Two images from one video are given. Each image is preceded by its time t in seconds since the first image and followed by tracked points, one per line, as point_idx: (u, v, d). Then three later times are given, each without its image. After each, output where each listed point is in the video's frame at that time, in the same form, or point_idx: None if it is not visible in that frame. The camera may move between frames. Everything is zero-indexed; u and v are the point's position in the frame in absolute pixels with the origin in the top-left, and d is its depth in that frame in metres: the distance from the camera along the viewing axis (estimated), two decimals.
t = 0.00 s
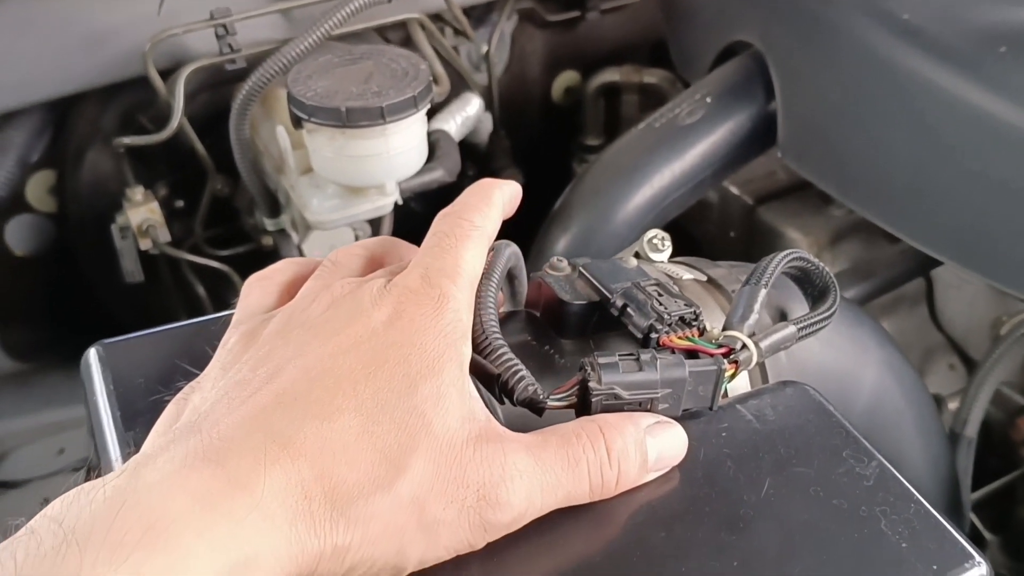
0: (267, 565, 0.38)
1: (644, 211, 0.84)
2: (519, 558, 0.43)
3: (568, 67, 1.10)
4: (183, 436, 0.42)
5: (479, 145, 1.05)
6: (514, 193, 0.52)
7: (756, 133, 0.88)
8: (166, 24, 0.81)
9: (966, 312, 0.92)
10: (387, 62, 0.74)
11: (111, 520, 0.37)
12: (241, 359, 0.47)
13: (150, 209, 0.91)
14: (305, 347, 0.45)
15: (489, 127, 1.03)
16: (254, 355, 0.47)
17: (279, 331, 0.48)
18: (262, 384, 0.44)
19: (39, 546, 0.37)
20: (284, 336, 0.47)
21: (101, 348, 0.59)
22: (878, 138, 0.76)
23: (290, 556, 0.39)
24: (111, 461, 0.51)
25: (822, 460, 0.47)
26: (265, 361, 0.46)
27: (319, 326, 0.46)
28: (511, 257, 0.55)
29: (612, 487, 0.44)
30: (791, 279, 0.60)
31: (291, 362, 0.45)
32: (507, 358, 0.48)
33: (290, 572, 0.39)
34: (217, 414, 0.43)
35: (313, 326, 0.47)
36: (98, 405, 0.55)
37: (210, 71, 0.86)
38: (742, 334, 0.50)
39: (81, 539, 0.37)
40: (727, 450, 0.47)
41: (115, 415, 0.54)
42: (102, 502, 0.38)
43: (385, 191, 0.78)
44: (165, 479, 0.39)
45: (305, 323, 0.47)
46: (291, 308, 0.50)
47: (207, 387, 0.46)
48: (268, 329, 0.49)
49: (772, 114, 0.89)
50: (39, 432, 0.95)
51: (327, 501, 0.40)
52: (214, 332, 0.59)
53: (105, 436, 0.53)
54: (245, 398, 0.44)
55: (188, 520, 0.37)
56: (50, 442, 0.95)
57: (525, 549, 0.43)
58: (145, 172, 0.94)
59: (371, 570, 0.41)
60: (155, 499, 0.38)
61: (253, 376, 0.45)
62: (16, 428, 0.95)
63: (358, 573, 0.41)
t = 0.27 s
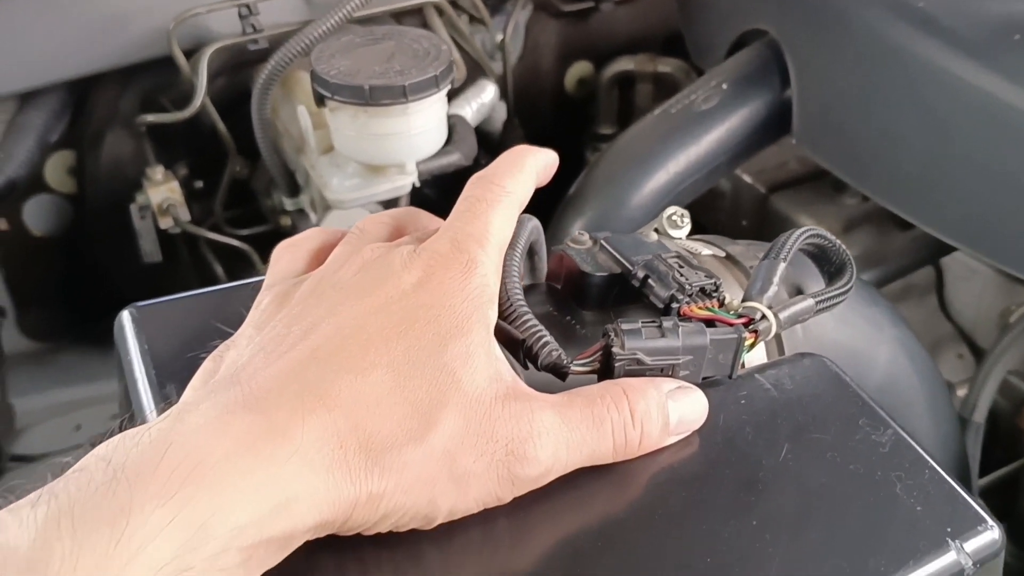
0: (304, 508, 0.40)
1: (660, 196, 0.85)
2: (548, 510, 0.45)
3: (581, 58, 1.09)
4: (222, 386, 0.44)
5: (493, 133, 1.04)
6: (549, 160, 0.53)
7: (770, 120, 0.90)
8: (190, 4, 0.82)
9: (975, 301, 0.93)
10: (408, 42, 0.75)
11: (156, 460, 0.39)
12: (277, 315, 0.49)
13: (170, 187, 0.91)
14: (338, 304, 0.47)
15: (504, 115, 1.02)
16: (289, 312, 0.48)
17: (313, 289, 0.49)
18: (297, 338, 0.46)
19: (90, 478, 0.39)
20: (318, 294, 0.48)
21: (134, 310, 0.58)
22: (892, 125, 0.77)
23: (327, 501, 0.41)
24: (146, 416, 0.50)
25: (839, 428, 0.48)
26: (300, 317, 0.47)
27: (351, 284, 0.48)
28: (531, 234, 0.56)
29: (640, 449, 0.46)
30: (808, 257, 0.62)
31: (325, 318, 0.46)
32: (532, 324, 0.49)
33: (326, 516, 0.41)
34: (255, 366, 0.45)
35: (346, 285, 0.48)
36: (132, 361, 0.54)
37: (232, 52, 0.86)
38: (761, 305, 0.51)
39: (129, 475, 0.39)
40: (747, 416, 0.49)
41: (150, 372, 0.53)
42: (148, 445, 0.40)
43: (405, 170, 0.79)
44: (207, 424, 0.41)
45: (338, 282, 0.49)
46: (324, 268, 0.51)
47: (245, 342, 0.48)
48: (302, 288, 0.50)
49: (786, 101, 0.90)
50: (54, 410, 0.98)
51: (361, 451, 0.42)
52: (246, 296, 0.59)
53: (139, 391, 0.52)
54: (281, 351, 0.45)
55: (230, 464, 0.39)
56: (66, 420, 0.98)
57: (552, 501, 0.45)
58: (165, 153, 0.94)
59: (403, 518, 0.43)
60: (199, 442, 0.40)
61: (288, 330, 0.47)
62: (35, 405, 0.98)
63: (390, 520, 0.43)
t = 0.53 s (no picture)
0: (334, 472, 0.42)
1: (677, 176, 0.85)
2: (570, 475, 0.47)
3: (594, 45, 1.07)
4: (253, 350, 0.45)
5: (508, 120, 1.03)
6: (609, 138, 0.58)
7: (786, 103, 0.91)
8: None
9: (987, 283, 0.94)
10: (432, 23, 0.77)
11: (193, 420, 0.41)
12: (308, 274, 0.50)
13: (194, 168, 0.92)
14: (365, 269, 0.48)
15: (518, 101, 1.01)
16: (318, 274, 0.50)
17: (343, 250, 0.50)
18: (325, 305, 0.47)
19: (130, 434, 0.41)
20: (346, 257, 0.49)
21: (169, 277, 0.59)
22: (908, 106, 0.78)
23: (356, 466, 0.43)
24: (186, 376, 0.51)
25: (858, 392, 0.50)
26: (329, 280, 0.48)
27: (377, 248, 0.49)
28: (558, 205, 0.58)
29: (653, 410, 0.48)
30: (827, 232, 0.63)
31: (353, 283, 0.47)
32: (558, 287, 0.52)
33: (355, 480, 0.43)
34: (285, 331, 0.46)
35: (374, 247, 0.49)
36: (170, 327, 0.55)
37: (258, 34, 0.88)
38: (782, 274, 0.53)
39: (168, 432, 0.40)
40: (768, 380, 0.51)
41: (188, 333, 0.54)
42: (188, 405, 0.42)
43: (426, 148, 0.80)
44: (240, 389, 0.42)
45: (368, 240, 0.50)
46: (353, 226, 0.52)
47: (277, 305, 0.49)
48: (335, 246, 0.51)
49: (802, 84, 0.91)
50: (78, 388, 0.99)
51: (388, 419, 0.43)
52: (278, 265, 0.60)
53: (179, 355, 0.53)
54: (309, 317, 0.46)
55: (262, 426, 0.41)
56: (89, 397, 0.99)
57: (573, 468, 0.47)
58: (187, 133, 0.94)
59: (428, 483, 0.45)
60: (232, 405, 0.41)
61: (317, 294, 0.48)
62: (59, 382, 0.99)
63: (416, 484, 0.44)
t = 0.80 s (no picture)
0: (341, 451, 0.43)
1: (685, 162, 0.86)
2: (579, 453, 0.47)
3: (602, 35, 1.07)
4: (262, 333, 0.46)
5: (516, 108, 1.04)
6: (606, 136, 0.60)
7: (792, 90, 0.91)
8: None
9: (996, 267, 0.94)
10: (440, 10, 0.77)
11: (202, 401, 0.42)
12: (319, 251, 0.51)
13: (204, 158, 0.92)
14: (371, 248, 0.48)
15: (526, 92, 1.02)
16: (327, 252, 0.50)
17: (350, 227, 0.51)
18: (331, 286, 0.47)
19: (143, 413, 0.42)
20: (352, 236, 0.50)
21: (184, 261, 0.59)
22: (915, 89, 0.79)
23: (364, 447, 0.43)
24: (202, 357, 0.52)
25: (865, 369, 0.51)
26: (336, 261, 0.49)
27: (381, 228, 0.49)
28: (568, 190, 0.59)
29: (638, 366, 0.48)
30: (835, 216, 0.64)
31: (359, 265, 0.48)
32: (565, 257, 0.54)
33: (363, 461, 0.43)
34: (293, 313, 0.47)
35: (379, 225, 0.49)
36: (185, 309, 0.56)
37: (266, 24, 0.88)
38: (790, 254, 0.55)
39: (178, 411, 0.42)
40: (776, 358, 0.52)
41: (203, 316, 0.55)
42: (198, 384, 0.43)
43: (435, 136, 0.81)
44: (248, 370, 0.43)
45: (375, 213, 0.50)
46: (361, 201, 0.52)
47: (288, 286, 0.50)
48: (346, 219, 0.52)
49: (809, 70, 0.91)
50: (89, 377, 1.01)
51: (393, 398, 0.44)
52: (289, 248, 0.60)
53: (196, 338, 0.54)
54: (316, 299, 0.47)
55: (270, 406, 0.42)
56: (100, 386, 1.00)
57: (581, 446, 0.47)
58: (198, 124, 0.94)
59: (438, 463, 0.45)
60: (240, 386, 0.42)
61: (325, 275, 0.48)
62: (72, 373, 1.00)
63: (426, 464, 0.45)
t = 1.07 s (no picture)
0: (321, 485, 0.43)
1: (677, 160, 0.88)
2: (555, 473, 0.48)
3: (597, 33, 1.07)
4: (244, 358, 0.46)
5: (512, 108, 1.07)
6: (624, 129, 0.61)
7: (782, 88, 0.93)
8: None
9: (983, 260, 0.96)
10: (438, 14, 0.79)
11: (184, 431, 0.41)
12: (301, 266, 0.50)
13: (207, 161, 0.94)
14: (352, 272, 0.47)
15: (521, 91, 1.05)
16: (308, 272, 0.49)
17: (332, 245, 0.50)
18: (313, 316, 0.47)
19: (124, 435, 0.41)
20: (334, 255, 0.49)
21: (192, 263, 0.62)
22: (900, 86, 0.81)
23: (342, 479, 0.44)
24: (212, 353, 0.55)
25: (846, 360, 0.53)
26: (317, 284, 0.48)
27: (362, 250, 0.48)
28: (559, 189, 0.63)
29: (615, 384, 0.49)
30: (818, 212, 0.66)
31: (340, 289, 0.47)
32: (559, 267, 0.56)
33: (341, 493, 0.44)
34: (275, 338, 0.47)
35: (361, 246, 0.48)
36: (193, 309, 0.58)
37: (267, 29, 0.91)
38: (774, 250, 0.57)
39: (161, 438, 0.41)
40: (761, 350, 0.54)
41: (211, 314, 0.57)
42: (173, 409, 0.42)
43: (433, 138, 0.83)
44: (231, 401, 0.43)
45: (357, 232, 0.49)
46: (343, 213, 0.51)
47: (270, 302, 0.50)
48: (326, 235, 0.51)
49: (797, 69, 0.93)
50: (98, 375, 1.01)
51: (372, 435, 0.44)
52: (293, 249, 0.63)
53: (205, 337, 0.56)
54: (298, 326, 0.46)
55: (252, 441, 0.42)
56: (109, 384, 1.00)
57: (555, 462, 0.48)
58: (201, 127, 0.96)
59: (414, 493, 0.46)
60: (222, 418, 0.42)
61: (308, 300, 0.47)
62: (75, 372, 1.01)
63: (401, 494, 0.45)
